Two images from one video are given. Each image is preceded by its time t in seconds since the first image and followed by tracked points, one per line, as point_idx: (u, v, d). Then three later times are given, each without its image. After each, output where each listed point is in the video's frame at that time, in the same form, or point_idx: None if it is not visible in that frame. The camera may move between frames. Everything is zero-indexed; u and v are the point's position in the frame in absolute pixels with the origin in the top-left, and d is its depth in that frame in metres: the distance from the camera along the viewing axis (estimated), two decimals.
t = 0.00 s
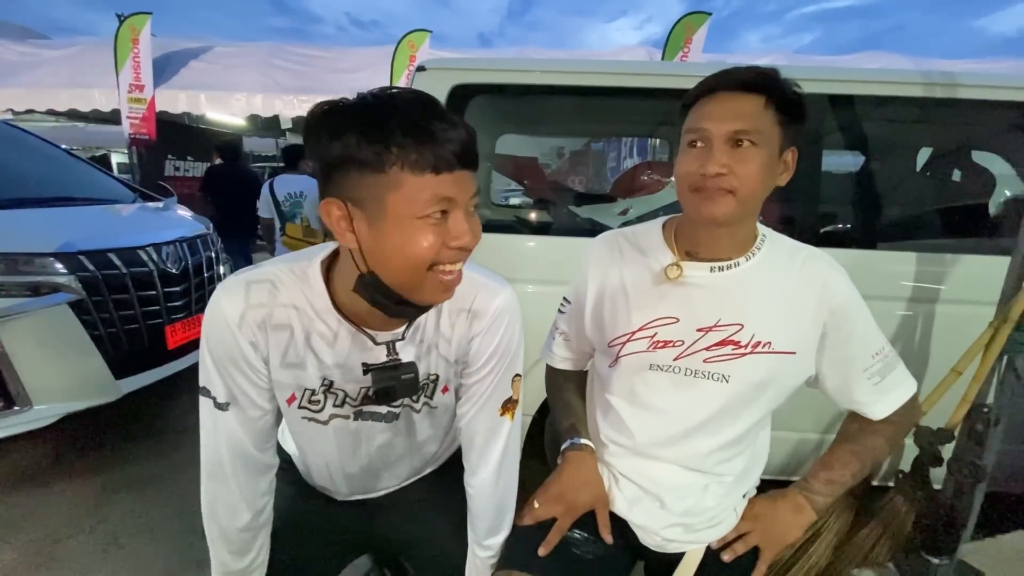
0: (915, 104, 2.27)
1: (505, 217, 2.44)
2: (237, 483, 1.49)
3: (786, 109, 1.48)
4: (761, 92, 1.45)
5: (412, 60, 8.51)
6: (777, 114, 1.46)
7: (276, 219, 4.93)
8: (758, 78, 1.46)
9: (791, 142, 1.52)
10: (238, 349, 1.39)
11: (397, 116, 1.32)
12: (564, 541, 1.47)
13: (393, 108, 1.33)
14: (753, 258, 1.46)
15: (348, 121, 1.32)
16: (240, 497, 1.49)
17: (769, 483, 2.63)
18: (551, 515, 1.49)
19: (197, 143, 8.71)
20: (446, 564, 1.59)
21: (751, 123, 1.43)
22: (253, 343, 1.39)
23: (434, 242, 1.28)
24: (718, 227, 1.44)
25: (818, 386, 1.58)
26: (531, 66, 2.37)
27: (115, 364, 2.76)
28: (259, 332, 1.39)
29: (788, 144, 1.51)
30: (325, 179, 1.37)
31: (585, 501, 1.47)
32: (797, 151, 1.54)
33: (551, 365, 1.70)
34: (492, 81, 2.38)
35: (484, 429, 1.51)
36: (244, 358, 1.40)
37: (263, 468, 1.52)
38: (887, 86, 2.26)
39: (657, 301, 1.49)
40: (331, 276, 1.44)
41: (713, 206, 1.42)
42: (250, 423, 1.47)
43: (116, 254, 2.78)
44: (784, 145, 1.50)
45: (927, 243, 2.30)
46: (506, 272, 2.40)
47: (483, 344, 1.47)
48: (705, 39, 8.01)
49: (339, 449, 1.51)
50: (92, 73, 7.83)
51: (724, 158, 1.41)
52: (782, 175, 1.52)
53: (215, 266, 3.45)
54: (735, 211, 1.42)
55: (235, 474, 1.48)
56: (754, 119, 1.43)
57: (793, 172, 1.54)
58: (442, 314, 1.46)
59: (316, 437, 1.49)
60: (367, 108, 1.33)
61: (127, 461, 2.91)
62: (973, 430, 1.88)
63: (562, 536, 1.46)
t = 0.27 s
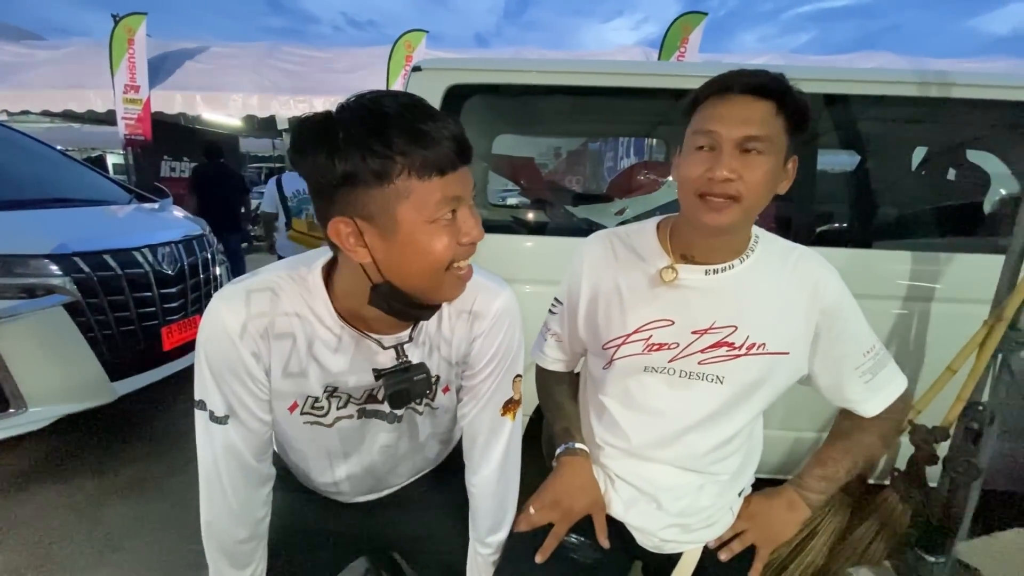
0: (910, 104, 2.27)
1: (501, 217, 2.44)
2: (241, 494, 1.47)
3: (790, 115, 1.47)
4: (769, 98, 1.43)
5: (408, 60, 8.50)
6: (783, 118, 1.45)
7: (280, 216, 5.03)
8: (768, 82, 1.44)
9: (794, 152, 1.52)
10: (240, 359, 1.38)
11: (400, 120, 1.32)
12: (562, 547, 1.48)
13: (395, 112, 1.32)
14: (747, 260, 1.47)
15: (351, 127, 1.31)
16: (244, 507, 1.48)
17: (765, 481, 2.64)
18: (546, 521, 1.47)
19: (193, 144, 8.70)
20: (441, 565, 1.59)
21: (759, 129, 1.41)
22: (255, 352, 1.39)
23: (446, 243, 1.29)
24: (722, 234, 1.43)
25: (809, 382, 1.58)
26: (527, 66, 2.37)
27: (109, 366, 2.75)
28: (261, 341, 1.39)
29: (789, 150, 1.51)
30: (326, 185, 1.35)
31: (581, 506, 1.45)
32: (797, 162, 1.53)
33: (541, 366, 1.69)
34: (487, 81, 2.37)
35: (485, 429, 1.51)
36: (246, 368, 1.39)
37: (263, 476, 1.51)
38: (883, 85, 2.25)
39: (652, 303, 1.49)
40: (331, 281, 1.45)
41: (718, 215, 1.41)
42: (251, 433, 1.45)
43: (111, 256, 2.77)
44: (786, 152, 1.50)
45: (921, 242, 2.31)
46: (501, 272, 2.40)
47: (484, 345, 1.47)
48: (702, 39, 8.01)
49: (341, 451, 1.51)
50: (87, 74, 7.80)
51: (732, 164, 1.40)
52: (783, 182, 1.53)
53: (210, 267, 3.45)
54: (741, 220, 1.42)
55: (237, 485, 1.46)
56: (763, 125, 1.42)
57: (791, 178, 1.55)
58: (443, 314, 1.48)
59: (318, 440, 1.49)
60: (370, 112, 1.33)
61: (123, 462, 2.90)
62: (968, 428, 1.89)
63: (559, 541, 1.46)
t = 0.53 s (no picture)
0: (906, 102, 2.27)
1: (497, 217, 2.45)
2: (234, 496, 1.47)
3: (775, 111, 1.47)
4: (750, 94, 1.45)
5: (406, 62, 8.51)
6: (766, 115, 1.46)
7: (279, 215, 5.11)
8: (748, 80, 1.45)
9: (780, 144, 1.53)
10: (232, 359, 1.37)
11: (375, 111, 1.30)
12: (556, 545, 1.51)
13: (367, 104, 1.30)
14: (742, 258, 1.47)
15: (327, 119, 1.30)
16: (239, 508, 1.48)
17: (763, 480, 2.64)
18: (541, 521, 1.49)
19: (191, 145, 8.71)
20: (437, 566, 1.59)
21: (738, 126, 1.43)
22: (245, 351, 1.38)
23: (406, 237, 1.24)
24: (708, 232, 1.44)
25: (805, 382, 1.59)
26: (523, 66, 2.37)
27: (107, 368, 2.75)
28: (251, 341, 1.37)
29: (777, 146, 1.52)
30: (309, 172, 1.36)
31: (574, 506, 1.46)
32: (785, 153, 1.57)
33: (539, 366, 1.70)
34: (483, 81, 2.37)
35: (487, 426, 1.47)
36: (236, 368, 1.38)
37: (260, 476, 1.50)
38: (879, 84, 2.26)
39: (647, 302, 1.49)
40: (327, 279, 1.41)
41: (701, 211, 1.42)
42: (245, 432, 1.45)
43: (109, 258, 2.78)
44: (773, 148, 1.50)
45: (917, 241, 2.32)
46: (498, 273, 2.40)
47: (486, 348, 1.44)
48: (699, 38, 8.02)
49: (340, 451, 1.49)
50: (85, 76, 7.80)
51: (711, 161, 1.42)
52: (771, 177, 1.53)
53: (208, 269, 3.45)
54: (724, 216, 1.42)
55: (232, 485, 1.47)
56: (741, 122, 1.43)
57: (781, 173, 1.56)
58: (445, 316, 1.43)
59: (318, 443, 1.47)
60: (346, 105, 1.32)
61: (121, 465, 2.90)
62: (964, 427, 1.89)
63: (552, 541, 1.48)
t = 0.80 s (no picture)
0: (908, 102, 2.28)
1: (499, 218, 2.45)
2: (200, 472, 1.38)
3: (748, 96, 1.50)
4: (719, 84, 1.50)
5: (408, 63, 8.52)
6: (736, 103, 1.49)
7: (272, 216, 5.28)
8: (716, 72, 1.50)
9: (764, 132, 1.54)
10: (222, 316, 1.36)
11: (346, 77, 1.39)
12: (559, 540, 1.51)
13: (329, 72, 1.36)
14: (741, 256, 1.48)
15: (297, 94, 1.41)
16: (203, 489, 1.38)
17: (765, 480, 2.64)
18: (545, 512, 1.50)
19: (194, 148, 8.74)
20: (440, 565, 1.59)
21: (706, 113, 1.45)
22: (233, 311, 1.37)
23: (341, 172, 1.29)
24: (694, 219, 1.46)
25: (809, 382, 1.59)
26: (524, 68, 2.38)
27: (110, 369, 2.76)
28: (241, 301, 1.38)
29: (759, 133, 1.52)
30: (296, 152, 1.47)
31: (577, 497, 1.48)
32: (769, 140, 1.55)
33: (541, 365, 1.70)
34: (485, 83, 2.38)
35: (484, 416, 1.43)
36: (223, 328, 1.37)
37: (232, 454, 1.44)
38: (879, 84, 2.27)
39: (647, 300, 1.49)
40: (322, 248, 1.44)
41: (680, 194, 1.43)
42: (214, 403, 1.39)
43: (112, 260, 2.79)
44: (754, 132, 1.50)
45: (919, 241, 2.32)
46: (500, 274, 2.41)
47: (479, 331, 1.41)
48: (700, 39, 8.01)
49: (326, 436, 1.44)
50: (88, 79, 7.82)
51: (685, 146, 1.44)
52: (754, 163, 1.52)
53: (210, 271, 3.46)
54: (703, 196, 1.43)
55: (201, 459, 1.38)
56: (709, 109, 1.46)
57: (766, 160, 1.54)
58: (437, 292, 1.43)
59: (304, 418, 1.42)
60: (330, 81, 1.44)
61: (123, 467, 2.91)
62: (967, 426, 1.89)
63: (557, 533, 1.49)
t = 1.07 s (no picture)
0: (909, 103, 2.28)
1: (501, 219, 2.46)
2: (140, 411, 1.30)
3: (733, 98, 1.48)
4: (700, 92, 1.49)
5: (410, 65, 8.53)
6: (723, 108, 1.47)
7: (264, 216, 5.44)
8: (697, 80, 1.48)
9: (755, 133, 1.50)
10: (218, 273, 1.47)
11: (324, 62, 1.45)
12: (563, 542, 1.51)
13: (308, 56, 1.41)
14: (742, 257, 1.47)
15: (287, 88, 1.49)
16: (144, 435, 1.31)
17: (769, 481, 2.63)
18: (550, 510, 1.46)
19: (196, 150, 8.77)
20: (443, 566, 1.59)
21: (691, 122, 1.45)
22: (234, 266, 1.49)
23: (310, 142, 1.33)
24: (684, 229, 1.47)
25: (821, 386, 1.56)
26: (526, 70, 2.39)
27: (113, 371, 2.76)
28: (241, 258, 1.50)
29: (748, 134, 1.48)
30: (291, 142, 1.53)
31: (582, 491, 1.47)
32: (762, 141, 1.50)
33: (546, 364, 1.70)
34: (487, 85, 2.39)
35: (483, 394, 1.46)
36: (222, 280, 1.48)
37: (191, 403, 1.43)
38: (881, 85, 2.28)
39: (647, 300, 1.50)
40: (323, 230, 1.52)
41: (668, 207, 1.44)
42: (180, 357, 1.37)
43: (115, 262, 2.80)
44: (742, 136, 1.47)
45: (923, 241, 2.32)
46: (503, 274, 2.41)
47: (471, 307, 1.45)
48: (702, 40, 8.01)
49: (322, 408, 1.47)
50: (91, 81, 7.85)
51: (668, 157, 1.44)
52: (745, 166, 1.48)
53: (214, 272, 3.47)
54: (691, 204, 1.43)
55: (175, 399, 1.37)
56: (694, 119, 1.45)
57: (759, 162, 1.49)
58: (426, 270, 1.47)
59: (297, 392, 1.46)
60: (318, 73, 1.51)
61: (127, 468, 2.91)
62: (971, 427, 1.90)
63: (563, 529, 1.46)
